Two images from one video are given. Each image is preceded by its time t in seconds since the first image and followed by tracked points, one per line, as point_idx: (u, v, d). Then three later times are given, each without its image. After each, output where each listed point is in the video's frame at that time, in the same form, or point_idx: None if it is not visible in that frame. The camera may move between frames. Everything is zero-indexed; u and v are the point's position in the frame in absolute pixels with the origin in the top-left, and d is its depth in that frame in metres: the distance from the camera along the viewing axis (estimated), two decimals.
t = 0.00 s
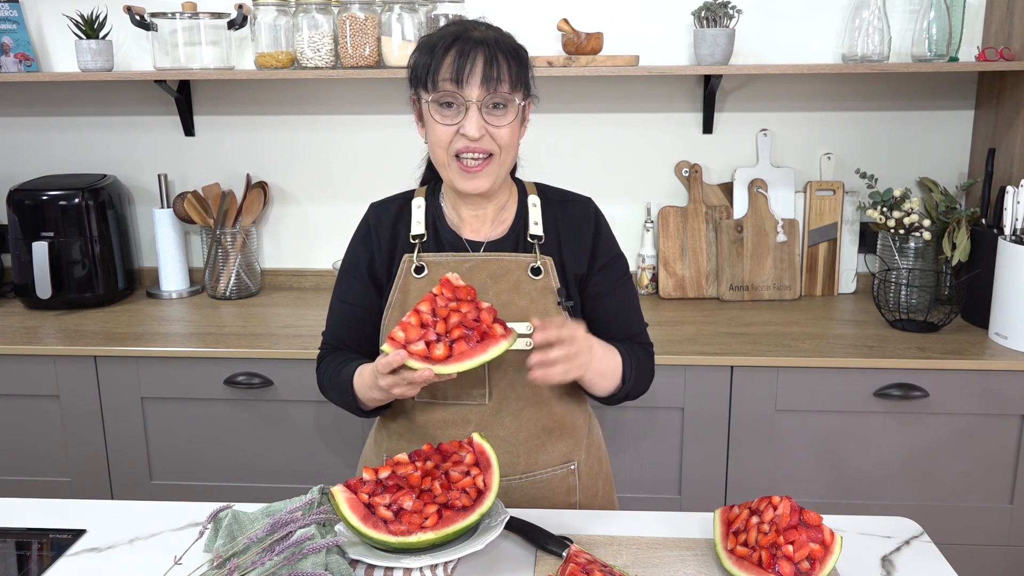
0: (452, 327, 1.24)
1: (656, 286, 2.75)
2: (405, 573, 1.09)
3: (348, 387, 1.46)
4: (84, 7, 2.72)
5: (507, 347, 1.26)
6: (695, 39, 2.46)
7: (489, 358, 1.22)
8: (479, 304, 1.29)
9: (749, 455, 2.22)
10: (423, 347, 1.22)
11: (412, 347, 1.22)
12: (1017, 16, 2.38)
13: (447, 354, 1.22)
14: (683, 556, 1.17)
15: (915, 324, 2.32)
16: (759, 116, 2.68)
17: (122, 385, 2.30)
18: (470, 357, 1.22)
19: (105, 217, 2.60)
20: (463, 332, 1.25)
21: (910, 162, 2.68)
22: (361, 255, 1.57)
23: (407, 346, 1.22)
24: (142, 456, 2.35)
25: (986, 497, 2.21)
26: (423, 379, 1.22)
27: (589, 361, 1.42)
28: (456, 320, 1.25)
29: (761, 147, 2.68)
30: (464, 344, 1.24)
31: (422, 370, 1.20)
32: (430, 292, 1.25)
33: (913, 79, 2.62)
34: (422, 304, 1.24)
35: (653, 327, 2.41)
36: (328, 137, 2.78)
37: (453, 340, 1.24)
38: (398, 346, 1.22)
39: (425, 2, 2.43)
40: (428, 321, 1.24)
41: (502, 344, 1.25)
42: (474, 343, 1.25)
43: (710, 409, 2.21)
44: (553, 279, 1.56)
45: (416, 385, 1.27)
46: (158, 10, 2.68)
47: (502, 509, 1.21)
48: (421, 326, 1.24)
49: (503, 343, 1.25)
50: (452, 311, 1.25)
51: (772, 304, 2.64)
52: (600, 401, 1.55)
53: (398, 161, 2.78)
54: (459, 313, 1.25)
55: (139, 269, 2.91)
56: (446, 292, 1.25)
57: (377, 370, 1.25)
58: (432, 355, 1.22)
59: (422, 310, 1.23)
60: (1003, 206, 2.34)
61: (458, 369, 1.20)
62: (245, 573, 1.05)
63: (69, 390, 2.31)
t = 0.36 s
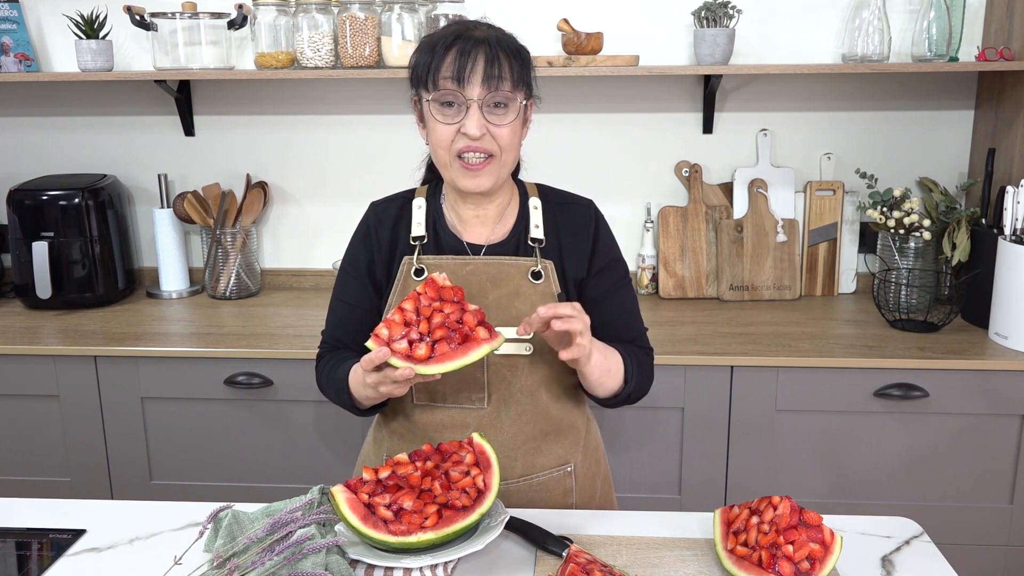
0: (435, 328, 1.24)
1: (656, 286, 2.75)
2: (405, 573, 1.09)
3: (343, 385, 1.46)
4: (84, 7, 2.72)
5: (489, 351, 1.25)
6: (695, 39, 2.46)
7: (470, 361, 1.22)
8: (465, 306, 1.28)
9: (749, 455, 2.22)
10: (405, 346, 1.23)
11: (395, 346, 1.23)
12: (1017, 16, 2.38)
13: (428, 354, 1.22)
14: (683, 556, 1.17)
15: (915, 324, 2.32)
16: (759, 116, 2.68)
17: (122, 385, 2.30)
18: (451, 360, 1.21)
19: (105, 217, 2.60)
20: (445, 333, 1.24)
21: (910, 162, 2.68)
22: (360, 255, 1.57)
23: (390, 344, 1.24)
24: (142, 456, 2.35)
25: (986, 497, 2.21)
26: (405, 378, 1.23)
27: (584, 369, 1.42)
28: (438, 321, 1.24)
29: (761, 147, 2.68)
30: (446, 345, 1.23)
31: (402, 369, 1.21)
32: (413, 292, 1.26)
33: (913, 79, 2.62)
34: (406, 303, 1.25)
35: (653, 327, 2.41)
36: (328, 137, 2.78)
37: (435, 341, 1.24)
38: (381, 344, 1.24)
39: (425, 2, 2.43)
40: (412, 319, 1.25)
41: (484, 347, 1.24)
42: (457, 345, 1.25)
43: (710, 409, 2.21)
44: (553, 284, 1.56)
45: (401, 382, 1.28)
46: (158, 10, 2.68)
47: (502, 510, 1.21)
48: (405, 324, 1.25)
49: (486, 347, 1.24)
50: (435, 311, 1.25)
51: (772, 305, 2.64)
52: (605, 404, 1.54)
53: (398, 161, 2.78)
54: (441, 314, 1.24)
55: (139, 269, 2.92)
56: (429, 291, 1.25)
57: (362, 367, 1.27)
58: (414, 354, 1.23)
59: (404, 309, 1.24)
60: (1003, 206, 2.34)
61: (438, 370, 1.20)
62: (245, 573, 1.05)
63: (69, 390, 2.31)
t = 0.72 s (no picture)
0: (439, 325, 1.25)
1: (656, 286, 2.75)
2: (405, 573, 1.09)
3: (342, 383, 1.46)
4: (84, 7, 2.72)
5: (494, 348, 1.25)
6: (695, 39, 2.46)
7: (475, 358, 1.22)
8: (470, 303, 1.28)
9: (749, 455, 2.22)
10: (409, 343, 1.23)
11: (399, 343, 1.23)
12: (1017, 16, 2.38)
13: (433, 350, 1.22)
14: (683, 556, 1.17)
15: (915, 324, 2.32)
16: (759, 116, 2.68)
17: (122, 385, 2.30)
18: (456, 357, 1.22)
19: (105, 217, 2.60)
20: (450, 330, 1.25)
21: (910, 162, 2.68)
22: (358, 256, 1.57)
23: (395, 341, 1.24)
24: (142, 456, 2.35)
25: (986, 498, 2.21)
26: (410, 375, 1.24)
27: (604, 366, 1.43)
28: (443, 319, 1.25)
29: (761, 147, 2.68)
30: (451, 342, 1.24)
31: (407, 366, 1.22)
32: (418, 289, 1.26)
33: (912, 79, 2.62)
34: (410, 300, 1.25)
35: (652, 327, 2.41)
36: (329, 136, 2.78)
37: (440, 338, 1.24)
38: (386, 341, 1.24)
39: (425, 2, 2.43)
40: (416, 316, 1.25)
41: (489, 345, 1.24)
42: (461, 343, 1.25)
43: (710, 409, 2.21)
44: (552, 283, 1.56)
45: (406, 380, 1.29)
46: (158, 10, 2.68)
47: (502, 509, 1.21)
48: (410, 321, 1.25)
49: (490, 344, 1.25)
50: (439, 308, 1.25)
51: (772, 305, 2.64)
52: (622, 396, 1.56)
53: (398, 161, 2.78)
54: (446, 311, 1.25)
55: (139, 269, 2.91)
56: (434, 289, 1.25)
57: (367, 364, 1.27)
58: (419, 351, 1.23)
59: (410, 306, 1.24)
60: (1003, 206, 2.33)
61: (443, 367, 1.20)
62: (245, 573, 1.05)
63: (69, 390, 2.31)
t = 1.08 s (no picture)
0: (447, 320, 1.25)
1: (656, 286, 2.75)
2: (405, 573, 1.09)
3: (333, 378, 1.46)
4: (84, 6, 2.72)
5: (501, 345, 1.26)
6: (695, 39, 2.46)
7: (483, 354, 1.22)
8: (478, 300, 1.30)
9: (749, 455, 2.22)
10: (417, 337, 1.23)
11: (407, 336, 1.23)
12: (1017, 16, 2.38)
13: (440, 345, 1.23)
14: (683, 556, 1.17)
15: (915, 324, 2.32)
16: (760, 116, 2.68)
17: (122, 385, 2.30)
18: (464, 351, 1.22)
19: (105, 217, 2.60)
20: (458, 326, 1.26)
21: (910, 162, 2.68)
22: (358, 256, 1.57)
23: (403, 335, 1.23)
24: (142, 456, 2.35)
25: (986, 498, 2.21)
26: (415, 369, 1.23)
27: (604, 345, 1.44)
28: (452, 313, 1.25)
29: (761, 147, 2.68)
30: (458, 338, 1.24)
31: (414, 359, 1.21)
32: (429, 284, 1.26)
33: (912, 79, 2.62)
34: (420, 294, 1.25)
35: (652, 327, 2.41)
36: (329, 136, 2.78)
37: (448, 333, 1.25)
38: (393, 334, 1.23)
39: (425, 2, 2.43)
40: (425, 311, 1.25)
41: (497, 341, 1.25)
42: (468, 339, 1.26)
43: (710, 409, 2.21)
44: (554, 283, 1.57)
45: (410, 373, 1.28)
46: (158, 10, 2.68)
47: (502, 509, 1.21)
48: (418, 316, 1.25)
49: (498, 340, 1.25)
50: (449, 304, 1.26)
51: (772, 305, 2.64)
52: (639, 385, 1.53)
53: (398, 161, 2.78)
54: (455, 307, 1.26)
55: (139, 269, 2.91)
56: (445, 284, 1.26)
57: (371, 358, 1.26)
58: (426, 346, 1.23)
59: (420, 300, 1.24)
60: (1003, 206, 2.34)
61: (451, 362, 1.20)
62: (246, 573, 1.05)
63: (69, 390, 2.31)
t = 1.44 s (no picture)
0: (439, 307, 1.25)
1: (656, 286, 2.75)
2: (405, 573, 1.09)
3: (326, 369, 1.46)
4: (84, 6, 2.72)
5: (491, 332, 1.25)
6: (695, 39, 2.46)
7: (472, 340, 1.22)
8: (469, 289, 1.30)
9: (749, 455, 2.22)
10: (408, 322, 1.23)
11: (398, 322, 1.23)
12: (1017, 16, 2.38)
13: (431, 331, 1.22)
14: (683, 556, 1.17)
15: (915, 324, 2.32)
16: (760, 116, 2.68)
17: (122, 385, 2.30)
18: (454, 337, 1.21)
19: (105, 217, 2.60)
20: (449, 313, 1.25)
21: (910, 163, 2.68)
22: (358, 255, 1.58)
23: (394, 321, 1.24)
24: (142, 456, 2.35)
25: (986, 498, 2.21)
26: (407, 356, 1.23)
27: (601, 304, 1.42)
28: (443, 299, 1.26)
29: (761, 147, 2.68)
30: (449, 325, 1.24)
31: (404, 344, 1.21)
32: (421, 272, 1.28)
33: (912, 79, 2.62)
34: (413, 281, 1.26)
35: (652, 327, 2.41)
36: (329, 136, 2.78)
37: (439, 320, 1.25)
38: (385, 320, 1.24)
39: (425, 2, 2.43)
40: (417, 297, 1.26)
41: (487, 328, 1.24)
42: (459, 325, 1.25)
43: (710, 409, 2.21)
44: (555, 282, 1.56)
45: (401, 361, 1.27)
46: (157, 10, 2.68)
47: (502, 509, 1.21)
48: (410, 303, 1.26)
49: (488, 328, 1.25)
50: (440, 290, 1.26)
51: (772, 305, 2.64)
52: (620, 375, 1.50)
53: (398, 161, 2.78)
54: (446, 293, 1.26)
55: (139, 269, 2.91)
56: (438, 271, 1.27)
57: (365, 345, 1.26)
58: (417, 332, 1.23)
59: (412, 286, 1.26)
60: (1003, 206, 2.34)
61: (441, 347, 1.20)
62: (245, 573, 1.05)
63: (70, 390, 2.31)
